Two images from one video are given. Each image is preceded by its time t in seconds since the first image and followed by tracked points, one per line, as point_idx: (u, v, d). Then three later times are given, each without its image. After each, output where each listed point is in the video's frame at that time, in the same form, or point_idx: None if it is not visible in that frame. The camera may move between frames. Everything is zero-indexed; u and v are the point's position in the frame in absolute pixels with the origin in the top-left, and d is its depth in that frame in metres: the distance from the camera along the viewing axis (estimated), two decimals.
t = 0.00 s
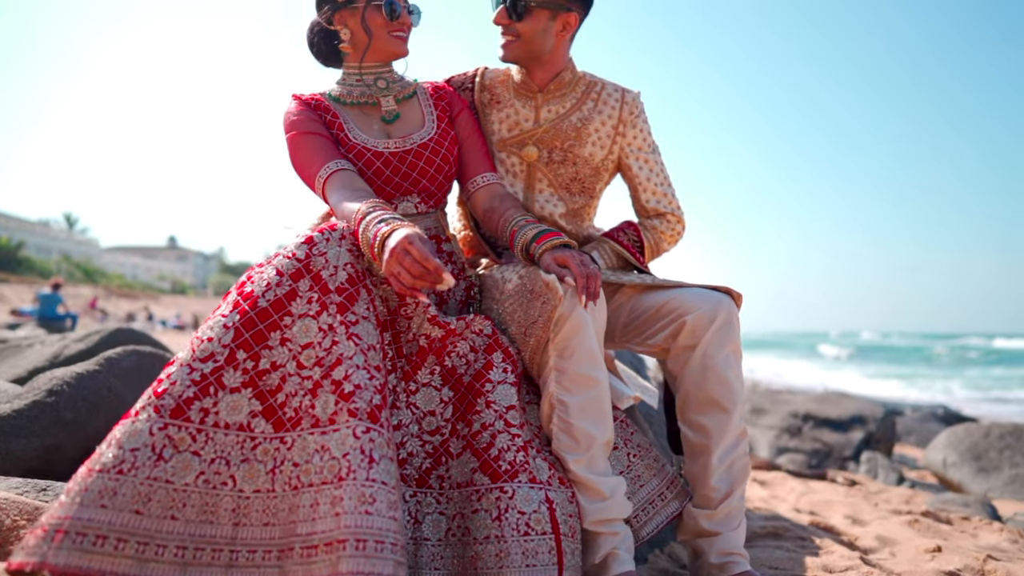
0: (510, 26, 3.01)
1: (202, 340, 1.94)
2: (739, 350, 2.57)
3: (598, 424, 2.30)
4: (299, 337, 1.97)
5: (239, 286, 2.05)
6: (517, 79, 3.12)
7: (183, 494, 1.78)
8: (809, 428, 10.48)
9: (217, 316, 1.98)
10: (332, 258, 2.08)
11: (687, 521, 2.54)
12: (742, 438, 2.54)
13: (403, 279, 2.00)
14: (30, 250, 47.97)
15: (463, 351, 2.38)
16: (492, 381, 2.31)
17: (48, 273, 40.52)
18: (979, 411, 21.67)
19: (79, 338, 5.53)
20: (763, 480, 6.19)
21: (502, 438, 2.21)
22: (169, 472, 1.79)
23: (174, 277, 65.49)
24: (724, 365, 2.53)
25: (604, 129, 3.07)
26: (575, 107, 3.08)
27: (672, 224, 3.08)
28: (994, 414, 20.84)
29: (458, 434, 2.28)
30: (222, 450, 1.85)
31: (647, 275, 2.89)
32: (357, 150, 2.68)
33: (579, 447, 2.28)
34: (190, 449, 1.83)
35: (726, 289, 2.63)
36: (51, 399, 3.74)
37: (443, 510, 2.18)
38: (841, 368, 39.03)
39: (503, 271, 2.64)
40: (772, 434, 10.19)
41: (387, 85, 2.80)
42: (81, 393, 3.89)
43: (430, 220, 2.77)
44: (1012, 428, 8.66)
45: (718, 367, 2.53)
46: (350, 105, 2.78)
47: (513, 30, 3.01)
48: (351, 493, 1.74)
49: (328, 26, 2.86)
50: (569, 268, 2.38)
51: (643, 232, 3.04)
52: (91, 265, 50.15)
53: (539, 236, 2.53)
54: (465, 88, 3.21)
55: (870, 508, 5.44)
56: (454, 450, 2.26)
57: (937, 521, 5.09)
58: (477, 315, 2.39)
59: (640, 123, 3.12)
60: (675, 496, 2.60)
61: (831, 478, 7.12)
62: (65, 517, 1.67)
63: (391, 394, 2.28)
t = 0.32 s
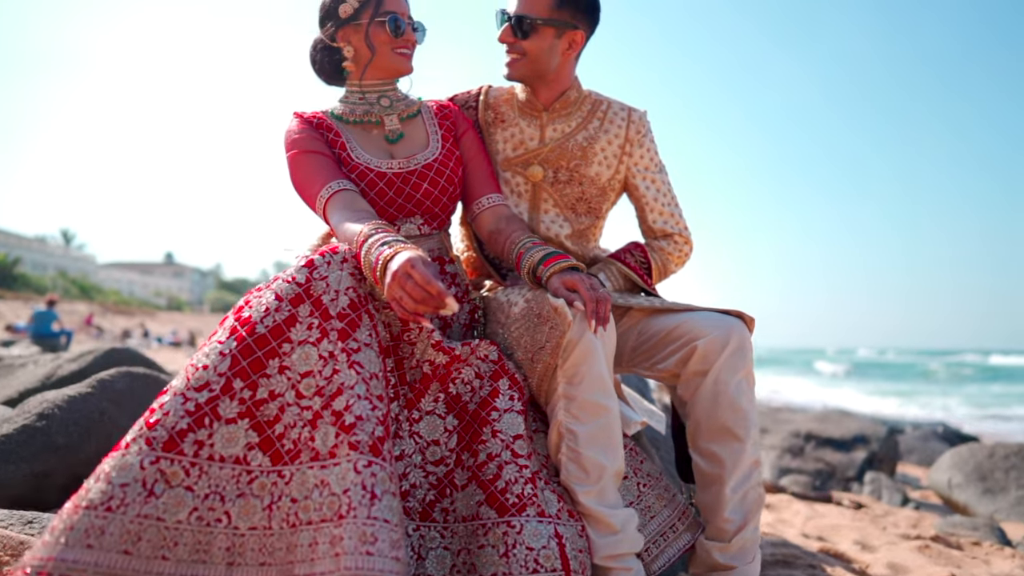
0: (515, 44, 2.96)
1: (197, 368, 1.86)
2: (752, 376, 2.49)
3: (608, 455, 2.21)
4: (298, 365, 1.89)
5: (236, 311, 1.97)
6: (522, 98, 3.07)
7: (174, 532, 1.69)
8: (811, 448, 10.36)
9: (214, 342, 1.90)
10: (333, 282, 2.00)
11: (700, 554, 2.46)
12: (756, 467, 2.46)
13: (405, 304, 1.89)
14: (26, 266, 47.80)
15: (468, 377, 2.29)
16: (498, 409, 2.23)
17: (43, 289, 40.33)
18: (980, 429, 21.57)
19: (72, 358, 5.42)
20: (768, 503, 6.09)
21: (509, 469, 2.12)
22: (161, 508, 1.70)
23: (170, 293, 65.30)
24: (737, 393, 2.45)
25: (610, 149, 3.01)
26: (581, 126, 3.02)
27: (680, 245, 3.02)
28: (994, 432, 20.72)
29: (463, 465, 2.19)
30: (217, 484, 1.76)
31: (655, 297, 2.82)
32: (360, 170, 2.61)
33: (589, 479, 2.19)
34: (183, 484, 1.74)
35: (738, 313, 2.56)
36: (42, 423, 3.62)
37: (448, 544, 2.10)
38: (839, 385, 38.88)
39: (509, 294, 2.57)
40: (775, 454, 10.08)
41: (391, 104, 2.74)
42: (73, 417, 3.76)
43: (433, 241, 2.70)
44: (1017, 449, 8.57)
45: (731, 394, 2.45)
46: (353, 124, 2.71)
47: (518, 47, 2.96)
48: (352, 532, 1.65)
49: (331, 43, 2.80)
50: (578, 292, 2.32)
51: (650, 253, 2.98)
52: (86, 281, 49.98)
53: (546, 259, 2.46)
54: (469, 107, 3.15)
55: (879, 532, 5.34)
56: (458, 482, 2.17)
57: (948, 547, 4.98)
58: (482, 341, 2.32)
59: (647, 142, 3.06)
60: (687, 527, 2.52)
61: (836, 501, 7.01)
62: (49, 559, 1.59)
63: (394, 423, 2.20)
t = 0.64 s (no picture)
0: (519, 62, 2.91)
1: (190, 399, 1.78)
2: (765, 403, 2.41)
3: (618, 486, 2.13)
4: (295, 395, 1.80)
5: (231, 337, 1.89)
6: (526, 116, 3.01)
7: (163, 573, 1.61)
8: (812, 468, 10.25)
9: (207, 371, 1.82)
10: (333, 307, 1.91)
11: None
12: (769, 497, 2.37)
13: (408, 330, 1.80)
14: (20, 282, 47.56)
15: (471, 406, 2.21)
16: (503, 439, 2.14)
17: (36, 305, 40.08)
18: (979, 447, 21.47)
19: (63, 377, 5.30)
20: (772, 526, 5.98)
21: (516, 502, 2.03)
22: (149, 548, 1.61)
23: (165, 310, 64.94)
24: (750, 421, 2.36)
25: (615, 168, 2.96)
26: (585, 145, 2.97)
27: (686, 266, 2.95)
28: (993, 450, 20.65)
29: (466, 497, 2.10)
30: (209, 521, 1.67)
31: (663, 320, 2.75)
32: (361, 191, 2.54)
33: (598, 511, 2.10)
34: (173, 522, 1.65)
35: (750, 338, 2.49)
36: (28, 447, 3.49)
37: None
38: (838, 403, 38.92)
39: (513, 317, 2.50)
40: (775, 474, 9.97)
41: (393, 123, 2.68)
42: (60, 442, 3.63)
43: (434, 263, 2.63)
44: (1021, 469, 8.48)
45: (744, 422, 2.36)
46: (354, 143, 2.65)
47: (523, 65, 2.91)
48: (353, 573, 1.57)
49: (333, 60, 2.75)
50: (586, 317, 2.25)
51: (656, 275, 2.91)
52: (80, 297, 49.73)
53: (552, 282, 2.39)
54: (472, 126, 3.09)
55: (886, 557, 5.23)
56: (461, 515, 2.08)
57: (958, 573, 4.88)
58: (486, 367, 2.24)
59: (653, 162, 3.01)
60: (698, 560, 2.43)
61: (840, 523, 6.90)
62: None
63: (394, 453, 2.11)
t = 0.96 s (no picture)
0: (522, 79, 2.86)
1: (180, 428, 1.70)
2: (775, 428, 2.33)
3: (626, 517, 2.05)
4: (291, 424, 1.72)
5: (224, 363, 1.81)
6: (527, 133, 2.96)
7: None
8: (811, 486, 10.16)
9: (199, 397, 1.75)
10: (330, 330, 1.83)
11: None
12: (781, 526, 2.29)
13: (409, 356, 1.73)
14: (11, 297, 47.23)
15: (473, 432, 2.13)
16: (506, 466, 2.06)
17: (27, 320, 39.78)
18: (975, 463, 21.41)
19: (50, 396, 5.18)
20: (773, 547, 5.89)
21: (520, 534, 1.95)
22: None
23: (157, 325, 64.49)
24: (760, 447, 2.29)
25: (618, 186, 2.90)
26: (588, 163, 2.92)
27: (691, 286, 2.89)
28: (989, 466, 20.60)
29: (468, 528, 2.02)
30: (200, 558, 1.60)
31: (668, 342, 2.68)
32: (359, 209, 2.48)
33: (605, 543, 2.03)
34: (162, 560, 1.58)
35: (759, 360, 2.41)
36: (12, 471, 3.34)
37: None
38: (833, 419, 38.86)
39: (515, 339, 2.43)
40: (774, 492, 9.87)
41: (392, 140, 2.62)
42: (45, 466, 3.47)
43: (434, 283, 2.56)
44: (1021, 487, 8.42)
45: (754, 448, 2.29)
46: (352, 160, 2.59)
47: (526, 82, 2.86)
48: None
49: (332, 76, 2.69)
50: (592, 340, 2.18)
51: (661, 294, 2.84)
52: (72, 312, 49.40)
53: (556, 303, 2.32)
54: (472, 143, 3.04)
55: None
56: (462, 546, 2.00)
57: None
58: (489, 391, 2.15)
59: (657, 180, 2.95)
60: None
61: (842, 544, 6.80)
62: None
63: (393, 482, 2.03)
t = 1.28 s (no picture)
0: (523, 90, 2.82)
1: (169, 453, 1.64)
2: (784, 449, 2.27)
3: (632, 543, 1.98)
4: (286, 448, 1.65)
5: (217, 383, 1.74)
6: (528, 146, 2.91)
7: None
8: (808, 500, 10.08)
9: (190, 420, 1.68)
10: (327, 350, 1.75)
11: None
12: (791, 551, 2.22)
13: (412, 379, 1.66)
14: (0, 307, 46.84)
15: (473, 454, 2.06)
16: (508, 491, 1.99)
17: (16, 330, 39.42)
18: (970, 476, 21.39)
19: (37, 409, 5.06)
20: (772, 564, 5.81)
21: (522, 561, 1.87)
22: None
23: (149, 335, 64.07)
24: (769, 468, 2.23)
25: (620, 201, 2.85)
26: (590, 176, 2.87)
27: (694, 302, 2.83)
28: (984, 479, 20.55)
29: (467, 554, 1.96)
30: None
31: (672, 359, 2.62)
32: (357, 222, 2.41)
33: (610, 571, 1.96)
34: None
35: (767, 379, 2.35)
36: None
37: None
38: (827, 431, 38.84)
39: (516, 356, 2.36)
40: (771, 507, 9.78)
41: (390, 152, 2.57)
42: (29, 485, 3.30)
43: (433, 298, 2.50)
44: (1020, 502, 8.38)
45: (762, 470, 2.23)
46: (350, 172, 2.53)
47: (527, 94, 2.81)
48: None
49: (329, 86, 2.64)
50: (596, 358, 2.12)
51: (663, 310, 2.78)
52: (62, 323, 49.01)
53: (560, 320, 2.25)
54: (471, 155, 2.99)
55: None
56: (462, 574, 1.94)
57: None
58: (489, 412, 2.09)
59: (659, 194, 2.90)
60: None
61: (841, 560, 6.72)
62: None
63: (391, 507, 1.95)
